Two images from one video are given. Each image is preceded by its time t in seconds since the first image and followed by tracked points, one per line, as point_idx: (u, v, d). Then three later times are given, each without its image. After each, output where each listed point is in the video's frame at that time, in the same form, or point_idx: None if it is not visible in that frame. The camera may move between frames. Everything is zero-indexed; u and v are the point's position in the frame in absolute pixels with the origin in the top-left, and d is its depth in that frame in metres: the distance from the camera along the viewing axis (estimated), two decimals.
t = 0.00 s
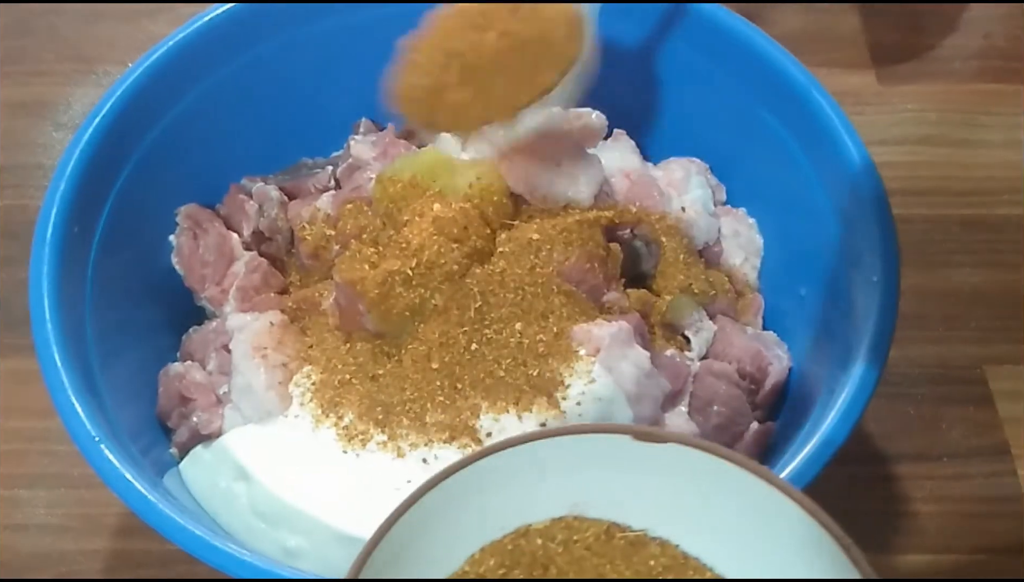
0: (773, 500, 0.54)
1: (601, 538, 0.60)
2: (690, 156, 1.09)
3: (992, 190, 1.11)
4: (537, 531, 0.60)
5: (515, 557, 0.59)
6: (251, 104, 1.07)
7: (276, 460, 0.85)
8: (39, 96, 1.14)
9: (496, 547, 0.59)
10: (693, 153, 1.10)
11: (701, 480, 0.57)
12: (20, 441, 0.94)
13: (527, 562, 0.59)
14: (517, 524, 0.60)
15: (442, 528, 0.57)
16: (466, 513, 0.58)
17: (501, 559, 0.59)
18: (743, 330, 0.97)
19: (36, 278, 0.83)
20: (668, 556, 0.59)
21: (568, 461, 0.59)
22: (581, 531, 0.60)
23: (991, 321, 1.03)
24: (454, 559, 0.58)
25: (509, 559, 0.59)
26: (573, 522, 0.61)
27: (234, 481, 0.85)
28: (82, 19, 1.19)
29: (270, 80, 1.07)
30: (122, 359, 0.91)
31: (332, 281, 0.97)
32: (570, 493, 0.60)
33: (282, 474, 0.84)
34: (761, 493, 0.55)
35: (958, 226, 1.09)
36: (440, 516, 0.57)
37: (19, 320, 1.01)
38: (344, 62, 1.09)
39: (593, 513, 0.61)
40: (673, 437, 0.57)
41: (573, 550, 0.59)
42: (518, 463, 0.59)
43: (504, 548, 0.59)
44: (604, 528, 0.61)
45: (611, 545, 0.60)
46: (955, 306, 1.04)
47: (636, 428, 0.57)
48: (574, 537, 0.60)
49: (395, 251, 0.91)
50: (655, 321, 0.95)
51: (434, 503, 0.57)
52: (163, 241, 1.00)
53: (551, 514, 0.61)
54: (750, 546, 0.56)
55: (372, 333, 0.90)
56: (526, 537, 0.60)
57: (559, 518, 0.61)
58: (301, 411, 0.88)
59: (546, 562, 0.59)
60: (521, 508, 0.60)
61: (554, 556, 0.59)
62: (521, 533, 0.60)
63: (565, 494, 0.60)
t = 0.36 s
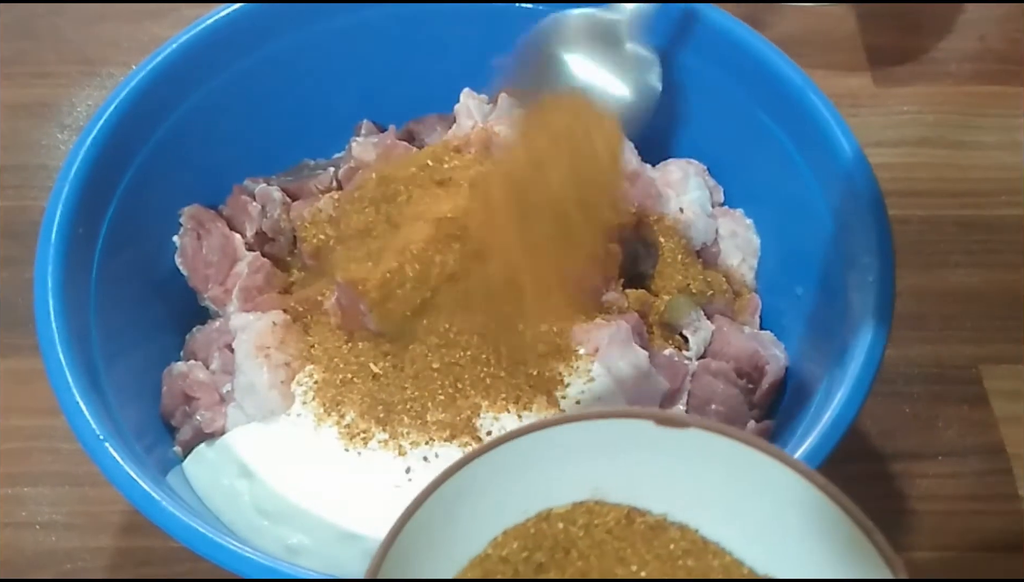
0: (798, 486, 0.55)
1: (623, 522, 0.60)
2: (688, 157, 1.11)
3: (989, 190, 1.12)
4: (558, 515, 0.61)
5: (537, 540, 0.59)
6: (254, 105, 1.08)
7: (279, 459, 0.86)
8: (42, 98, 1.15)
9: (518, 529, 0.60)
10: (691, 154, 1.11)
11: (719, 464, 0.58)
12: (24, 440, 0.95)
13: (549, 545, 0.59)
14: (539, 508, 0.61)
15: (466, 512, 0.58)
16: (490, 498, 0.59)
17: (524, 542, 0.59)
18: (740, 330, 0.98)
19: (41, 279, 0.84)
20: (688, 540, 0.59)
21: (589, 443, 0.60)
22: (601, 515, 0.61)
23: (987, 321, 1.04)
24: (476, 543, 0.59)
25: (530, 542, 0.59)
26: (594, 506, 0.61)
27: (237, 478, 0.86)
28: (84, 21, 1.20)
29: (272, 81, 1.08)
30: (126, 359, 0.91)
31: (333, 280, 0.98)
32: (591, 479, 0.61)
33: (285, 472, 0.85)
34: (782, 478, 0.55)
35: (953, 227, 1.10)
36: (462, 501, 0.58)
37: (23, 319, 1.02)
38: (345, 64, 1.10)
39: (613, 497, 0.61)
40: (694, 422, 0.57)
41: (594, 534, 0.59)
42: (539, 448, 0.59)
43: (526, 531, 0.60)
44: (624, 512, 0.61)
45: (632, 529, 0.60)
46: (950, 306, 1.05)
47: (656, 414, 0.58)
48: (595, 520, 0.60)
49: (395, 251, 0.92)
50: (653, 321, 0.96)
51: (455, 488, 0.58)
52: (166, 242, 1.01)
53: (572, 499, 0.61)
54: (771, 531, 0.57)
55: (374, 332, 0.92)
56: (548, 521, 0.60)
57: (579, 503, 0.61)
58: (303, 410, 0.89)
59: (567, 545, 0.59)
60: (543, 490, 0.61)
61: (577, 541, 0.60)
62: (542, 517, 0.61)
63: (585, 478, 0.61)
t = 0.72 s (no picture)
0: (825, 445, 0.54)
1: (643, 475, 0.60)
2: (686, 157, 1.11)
3: (989, 190, 1.12)
4: (577, 468, 0.61)
5: (556, 489, 0.59)
6: (252, 104, 1.08)
7: (278, 459, 0.86)
8: (41, 98, 1.14)
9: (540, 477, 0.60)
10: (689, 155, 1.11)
11: (750, 420, 0.57)
12: (23, 440, 0.95)
13: (568, 495, 0.59)
14: (557, 461, 0.61)
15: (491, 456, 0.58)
16: (515, 444, 0.59)
17: (543, 490, 0.59)
18: (741, 329, 0.99)
19: (40, 279, 0.84)
20: (707, 497, 0.59)
21: (614, 395, 0.59)
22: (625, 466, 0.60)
23: (988, 321, 1.04)
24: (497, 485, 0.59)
25: (549, 490, 0.59)
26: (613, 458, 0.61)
27: (236, 479, 0.86)
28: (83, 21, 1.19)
29: (272, 82, 1.07)
30: (126, 359, 0.91)
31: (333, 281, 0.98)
32: (612, 432, 0.61)
33: (285, 472, 0.85)
34: (811, 434, 0.54)
35: (953, 227, 1.10)
36: (488, 445, 0.58)
37: (22, 320, 1.02)
38: (345, 64, 1.10)
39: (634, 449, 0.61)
40: (718, 377, 0.56)
41: (613, 487, 0.59)
42: (565, 398, 0.59)
43: (544, 481, 0.60)
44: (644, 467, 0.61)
45: (651, 482, 0.60)
46: (951, 305, 1.05)
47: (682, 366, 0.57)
48: (613, 473, 0.60)
49: (394, 250, 0.92)
50: (654, 320, 0.96)
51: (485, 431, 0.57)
52: (165, 242, 1.01)
53: (591, 451, 0.61)
54: (798, 486, 0.57)
55: (374, 333, 0.91)
56: (568, 472, 0.60)
57: (598, 456, 0.61)
58: (303, 410, 0.89)
59: (587, 495, 0.59)
60: (566, 442, 0.61)
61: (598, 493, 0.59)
62: (560, 470, 0.60)
63: (604, 430, 0.61)
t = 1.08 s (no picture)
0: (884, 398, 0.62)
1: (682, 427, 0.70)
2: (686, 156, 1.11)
3: (987, 190, 1.12)
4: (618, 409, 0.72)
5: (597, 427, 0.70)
6: (251, 104, 1.07)
7: (278, 462, 0.86)
8: (41, 98, 1.15)
9: (580, 419, 0.71)
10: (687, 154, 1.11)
11: (801, 366, 0.66)
12: (23, 440, 0.95)
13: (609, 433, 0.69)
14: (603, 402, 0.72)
15: (530, 398, 0.70)
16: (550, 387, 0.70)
17: (583, 427, 0.70)
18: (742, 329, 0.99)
19: (40, 279, 0.84)
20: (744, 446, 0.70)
21: (653, 338, 0.70)
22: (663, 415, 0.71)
23: (988, 321, 1.04)
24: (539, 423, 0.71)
25: (590, 428, 0.70)
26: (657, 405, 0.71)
27: (236, 479, 0.85)
28: (83, 21, 1.20)
29: (272, 82, 1.07)
30: (126, 359, 0.91)
31: (333, 280, 0.98)
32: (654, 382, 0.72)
33: (286, 474, 0.85)
34: (847, 379, 0.64)
35: (953, 226, 1.10)
36: (525, 388, 0.69)
37: (22, 319, 1.02)
38: (344, 64, 1.10)
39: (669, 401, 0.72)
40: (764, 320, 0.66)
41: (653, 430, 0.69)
42: (607, 332, 0.70)
43: (587, 420, 0.71)
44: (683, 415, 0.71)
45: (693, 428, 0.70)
46: (951, 305, 1.05)
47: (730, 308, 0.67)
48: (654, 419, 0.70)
49: (393, 250, 0.92)
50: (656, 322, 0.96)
51: (519, 375, 0.68)
52: (165, 242, 1.01)
53: (633, 397, 0.72)
54: (831, 435, 0.67)
55: (374, 333, 0.92)
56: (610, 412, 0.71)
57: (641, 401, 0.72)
58: (303, 410, 0.89)
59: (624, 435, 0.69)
60: (610, 384, 0.72)
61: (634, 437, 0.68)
62: (603, 411, 0.72)
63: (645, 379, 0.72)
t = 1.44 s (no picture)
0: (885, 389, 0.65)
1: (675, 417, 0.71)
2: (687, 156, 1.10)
3: (989, 190, 1.12)
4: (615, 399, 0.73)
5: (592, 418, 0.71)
6: (250, 103, 1.07)
7: (277, 462, 0.86)
8: (39, 97, 1.14)
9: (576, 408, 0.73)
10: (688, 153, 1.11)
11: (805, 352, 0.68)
12: (21, 441, 0.95)
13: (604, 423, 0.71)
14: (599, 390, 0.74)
15: (523, 389, 0.71)
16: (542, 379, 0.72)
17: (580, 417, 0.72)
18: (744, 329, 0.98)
19: (37, 279, 0.83)
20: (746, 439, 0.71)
21: (649, 328, 0.72)
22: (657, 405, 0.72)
23: (991, 321, 1.04)
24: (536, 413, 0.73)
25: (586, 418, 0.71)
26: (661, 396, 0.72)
27: (235, 480, 0.85)
28: (83, 20, 1.19)
29: (271, 81, 1.07)
30: (124, 360, 0.91)
31: (333, 280, 0.98)
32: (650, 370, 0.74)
33: (285, 475, 0.85)
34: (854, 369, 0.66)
35: (956, 227, 1.09)
36: (514, 381, 0.70)
37: (20, 319, 1.02)
38: (345, 63, 1.09)
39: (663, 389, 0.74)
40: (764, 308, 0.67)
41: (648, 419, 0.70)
42: (605, 321, 0.71)
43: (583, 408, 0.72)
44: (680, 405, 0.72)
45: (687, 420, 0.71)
46: (954, 305, 1.05)
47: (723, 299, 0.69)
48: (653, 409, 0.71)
49: (393, 249, 0.92)
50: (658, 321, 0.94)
51: (511, 368, 0.70)
52: (164, 242, 1.01)
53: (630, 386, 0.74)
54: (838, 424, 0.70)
55: (374, 333, 0.91)
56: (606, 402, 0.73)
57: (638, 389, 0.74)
58: (302, 411, 0.89)
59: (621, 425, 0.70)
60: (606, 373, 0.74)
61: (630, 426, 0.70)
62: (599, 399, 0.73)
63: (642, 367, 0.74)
